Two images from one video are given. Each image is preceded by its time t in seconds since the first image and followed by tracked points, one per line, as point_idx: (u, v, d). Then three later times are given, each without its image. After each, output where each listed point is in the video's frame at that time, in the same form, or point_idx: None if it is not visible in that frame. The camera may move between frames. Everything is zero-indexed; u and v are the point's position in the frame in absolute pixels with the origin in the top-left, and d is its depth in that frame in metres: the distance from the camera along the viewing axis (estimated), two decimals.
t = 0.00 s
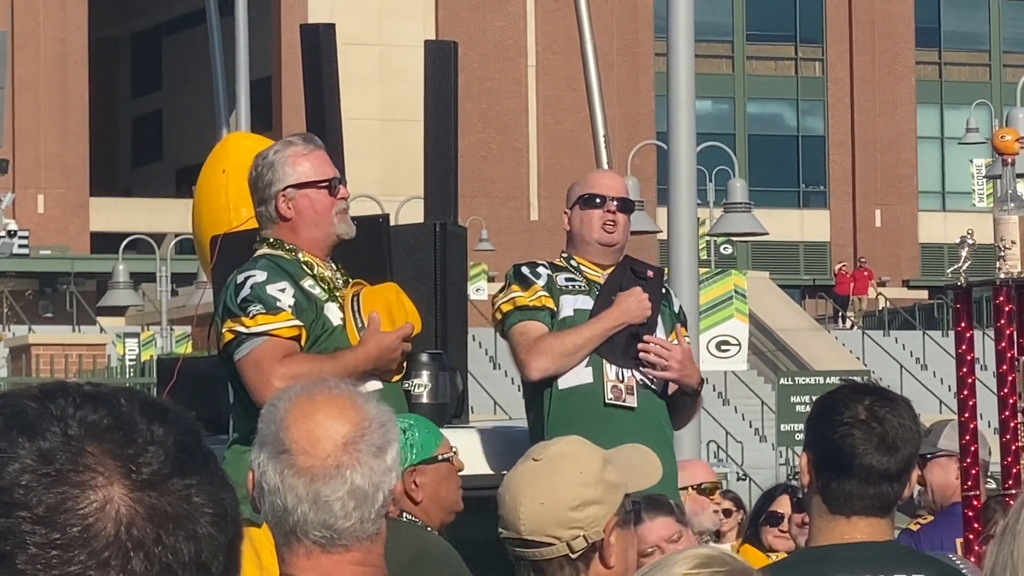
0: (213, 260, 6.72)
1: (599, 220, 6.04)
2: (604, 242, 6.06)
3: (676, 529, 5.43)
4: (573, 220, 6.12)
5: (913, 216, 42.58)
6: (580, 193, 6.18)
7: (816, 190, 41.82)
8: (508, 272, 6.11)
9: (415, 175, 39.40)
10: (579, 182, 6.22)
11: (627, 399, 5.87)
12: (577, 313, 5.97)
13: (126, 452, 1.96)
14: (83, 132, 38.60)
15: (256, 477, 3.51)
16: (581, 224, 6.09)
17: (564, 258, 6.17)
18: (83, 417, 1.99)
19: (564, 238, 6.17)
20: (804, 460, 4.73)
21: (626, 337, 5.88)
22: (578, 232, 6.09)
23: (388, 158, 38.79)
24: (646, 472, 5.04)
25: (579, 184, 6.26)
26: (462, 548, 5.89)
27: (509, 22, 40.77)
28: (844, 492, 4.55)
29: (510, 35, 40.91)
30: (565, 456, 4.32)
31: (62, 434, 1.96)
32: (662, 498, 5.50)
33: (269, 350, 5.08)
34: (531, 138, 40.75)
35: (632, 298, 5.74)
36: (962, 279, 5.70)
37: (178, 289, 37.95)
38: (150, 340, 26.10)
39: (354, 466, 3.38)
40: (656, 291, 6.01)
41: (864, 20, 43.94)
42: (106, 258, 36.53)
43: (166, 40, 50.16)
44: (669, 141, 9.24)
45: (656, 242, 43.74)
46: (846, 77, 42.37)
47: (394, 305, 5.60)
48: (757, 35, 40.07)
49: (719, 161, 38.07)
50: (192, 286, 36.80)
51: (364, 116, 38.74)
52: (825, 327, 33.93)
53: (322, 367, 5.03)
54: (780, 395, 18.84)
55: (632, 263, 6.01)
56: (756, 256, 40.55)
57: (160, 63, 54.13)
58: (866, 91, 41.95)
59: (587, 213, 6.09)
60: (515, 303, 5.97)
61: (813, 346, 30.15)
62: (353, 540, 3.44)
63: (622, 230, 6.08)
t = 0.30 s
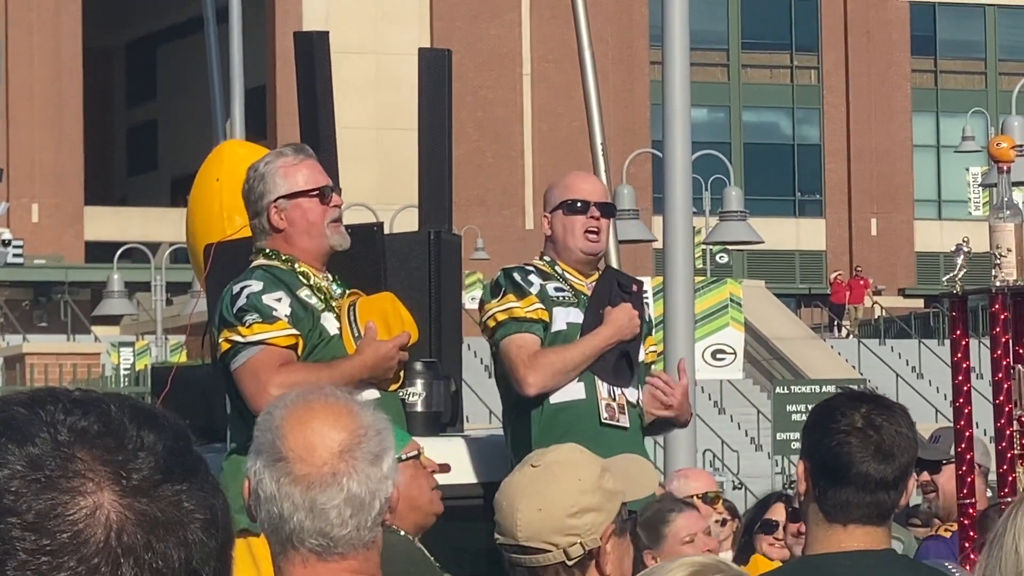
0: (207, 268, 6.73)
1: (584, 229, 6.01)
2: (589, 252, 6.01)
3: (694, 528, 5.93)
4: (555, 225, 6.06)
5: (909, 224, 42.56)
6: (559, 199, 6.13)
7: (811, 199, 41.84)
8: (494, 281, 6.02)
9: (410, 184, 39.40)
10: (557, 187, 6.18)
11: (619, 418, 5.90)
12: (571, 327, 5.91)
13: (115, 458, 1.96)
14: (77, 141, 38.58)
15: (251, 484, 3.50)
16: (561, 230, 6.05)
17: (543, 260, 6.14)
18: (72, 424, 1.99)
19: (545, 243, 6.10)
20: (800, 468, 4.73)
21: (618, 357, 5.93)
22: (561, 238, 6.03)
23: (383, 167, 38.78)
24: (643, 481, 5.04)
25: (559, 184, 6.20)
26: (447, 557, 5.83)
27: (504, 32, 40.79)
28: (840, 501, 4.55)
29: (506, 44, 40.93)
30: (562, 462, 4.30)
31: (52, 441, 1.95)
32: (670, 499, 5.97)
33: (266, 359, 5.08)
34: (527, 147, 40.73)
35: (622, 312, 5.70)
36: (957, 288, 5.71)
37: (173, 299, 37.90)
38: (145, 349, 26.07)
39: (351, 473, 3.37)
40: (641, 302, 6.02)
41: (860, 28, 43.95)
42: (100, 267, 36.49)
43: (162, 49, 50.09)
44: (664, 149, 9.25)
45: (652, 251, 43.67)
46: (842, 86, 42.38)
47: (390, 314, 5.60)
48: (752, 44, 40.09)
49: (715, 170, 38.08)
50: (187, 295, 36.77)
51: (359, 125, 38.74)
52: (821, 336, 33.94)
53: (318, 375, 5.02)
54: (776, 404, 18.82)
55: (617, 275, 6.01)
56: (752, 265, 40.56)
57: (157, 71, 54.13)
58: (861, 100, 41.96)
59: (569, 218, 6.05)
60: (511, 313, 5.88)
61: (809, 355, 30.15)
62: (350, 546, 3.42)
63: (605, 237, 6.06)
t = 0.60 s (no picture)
0: (204, 278, 6.73)
1: (580, 241, 5.98)
2: (580, 263, 6.01)
3: (706, 534, 5.89)
4: (549, 234, 6.01)
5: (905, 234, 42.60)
6: (551, 205, 6.08)
7: (808, 208, 41.89)
8: (487, 289, 5.98)
9: (406, 194, 39.43)
10: (546, 192, 6.13)
11: (613, 433, 5.92)
12: (565, 340, 5.89)
13: (115, 470, 1.98)
14: (74, 151, 38.59)
15: (253, 494, 3.51)
16: (553, 237, 6.01)
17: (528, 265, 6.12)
18: (72, 436, 2.02)
19: (535, 250, 6.05)
20: (797, 478, 4.73)
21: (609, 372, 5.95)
22: (554, 247, 5.99)
23: (380, 178, 38.81)
24: (640, 491, 5.01)
25: (546, 189, 6.14)
26: (446, 569, 5.81)
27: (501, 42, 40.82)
28: (837, 510, 4.55)
29: (502, 54, 40.96)
30: (560, 472, 4.31)
31: (51, 452, 1.98)
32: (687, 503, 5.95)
33: (265, 369, 5.07)
34: (524, 156, 40.76)
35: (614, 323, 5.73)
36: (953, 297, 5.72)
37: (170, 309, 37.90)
38: (141, 359, 26.07)
39: (351, 483, 3.37)
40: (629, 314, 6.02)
41: (857, 37, 43.96)
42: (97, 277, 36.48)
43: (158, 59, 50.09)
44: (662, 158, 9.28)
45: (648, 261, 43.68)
46: (837, 96, 42.48)
47: (385, 320, 5.60)
48: (748, 54, 40.18)
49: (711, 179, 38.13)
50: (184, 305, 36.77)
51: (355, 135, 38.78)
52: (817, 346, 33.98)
53: (318, 383, 5.01)
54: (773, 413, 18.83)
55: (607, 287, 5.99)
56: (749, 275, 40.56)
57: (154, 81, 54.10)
58: (856, 109, 42.05)
59: (563, 225, 6.01)
60: (509, 326, 5.85)
61: (805, 365, 30.16)
62: (350, 557, 3.40)
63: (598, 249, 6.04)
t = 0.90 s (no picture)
0: (199, 293, 6.73)
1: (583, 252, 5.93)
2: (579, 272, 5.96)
3: (705, 546, 5.90)
4: (546, 247, 5.93)
5: (900, 246, 42.60)
6: (547, 217, 5.98)
7: (803, 220, 41.89)
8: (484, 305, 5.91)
9: (401, 206, 39.43)
10: (537, 203, 6.03)
11: (612, 446, 5.92)
12: (565, 355, 5.85)
13: (111, 481, 1.99)
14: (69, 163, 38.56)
15: (249, 506, 3.51)
16: (554, 248, 5.94)
17: (517, 277, 6.02)
18: (68, 445, 2.02)
19: (532, 259, 5.95)
20: (791, 488, 4.73)
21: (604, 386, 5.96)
22: (555, 259, 5.92)
23: (374, 190, 38.83)
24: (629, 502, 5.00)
25: (537, 199, 6.03)
26: None
27: (496, 54, 40.81)
28: (831, 522, 4.55)
29: (498, 66, 40.97)
30: (558, 485, 4.31)
31: (48, 462, 1.99)
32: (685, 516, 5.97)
33: (254, 385, 5.06)
34: (519, 168, 40.74)
35: (607, 337, 5.72)
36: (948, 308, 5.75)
37: (165, 322, 37.85)
38: (137, 371, 26.06)
39: (348, 496, 3.37)
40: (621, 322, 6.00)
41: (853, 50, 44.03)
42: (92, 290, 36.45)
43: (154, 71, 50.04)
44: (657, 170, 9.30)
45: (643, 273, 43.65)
46: (833, 108, 42.52)
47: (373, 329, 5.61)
48: (744, 66, 40.24)
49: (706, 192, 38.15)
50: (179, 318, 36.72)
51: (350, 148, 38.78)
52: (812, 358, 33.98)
53: (309, 395, 5.00)
54: (768, 426, 18.82)
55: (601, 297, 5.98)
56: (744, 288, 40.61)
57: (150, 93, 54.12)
58: (852, 121, 42.08)
59: (567, 236, 5.95)
60: (513, 342, 5.77)
61: (800, 377, 30.17)
62: (346, 570, 3.41)
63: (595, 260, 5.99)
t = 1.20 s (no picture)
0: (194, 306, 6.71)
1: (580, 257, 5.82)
2: (579, 281, 5.84)
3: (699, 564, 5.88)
4: (548, 255, 5.80)
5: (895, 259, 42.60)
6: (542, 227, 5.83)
7: (799, 233, 41.88)
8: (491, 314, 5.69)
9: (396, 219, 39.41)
10: (526, 215, 5.88)
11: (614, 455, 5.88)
12: (570, 364, 5.71)
13: (107, 496, 1.98)
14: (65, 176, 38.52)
15: (244, 519, 3.50)
16: (558, 260, 5.80)
17: (511, 288, 5.82)
18: (64, 461, 2.01)
19: (533, 269, 5.80)
20: (788, 500, 4.73)
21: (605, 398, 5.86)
22: (557, 268, 5.79)
23: (370, 203, 38.82)
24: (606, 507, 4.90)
25: (524, 214, 5.88)
26: None
27: (492, 67, 40.82)
28: (828, 534, 4.55)
29: (493, 80, 40.98)
30: (559, 500, 4.31)
31: (44, 478, 1.98)
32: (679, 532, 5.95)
33: (252, 398, 5.05)
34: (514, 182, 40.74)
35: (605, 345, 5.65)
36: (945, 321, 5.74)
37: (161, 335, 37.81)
38: (133, 385, 26.02)
39: (343, 510, 3.37)
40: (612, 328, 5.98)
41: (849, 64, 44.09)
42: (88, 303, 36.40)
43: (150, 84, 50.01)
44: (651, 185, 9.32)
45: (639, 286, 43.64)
46: (829, 120, 42.56)
47: (371, 341, 5.58)
48: (740, 79, 40.31)
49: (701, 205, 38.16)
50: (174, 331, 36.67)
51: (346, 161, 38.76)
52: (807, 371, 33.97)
53: (305, 410, 4.99)
54: (764, 440, 18.80)
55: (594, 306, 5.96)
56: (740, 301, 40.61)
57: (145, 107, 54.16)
58: (848, 135, 42.11)
59: (569, 247, 5.82)
60: (526, 351, 5.58)
61: (796, 391, 30.16)
62: None
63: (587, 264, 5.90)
